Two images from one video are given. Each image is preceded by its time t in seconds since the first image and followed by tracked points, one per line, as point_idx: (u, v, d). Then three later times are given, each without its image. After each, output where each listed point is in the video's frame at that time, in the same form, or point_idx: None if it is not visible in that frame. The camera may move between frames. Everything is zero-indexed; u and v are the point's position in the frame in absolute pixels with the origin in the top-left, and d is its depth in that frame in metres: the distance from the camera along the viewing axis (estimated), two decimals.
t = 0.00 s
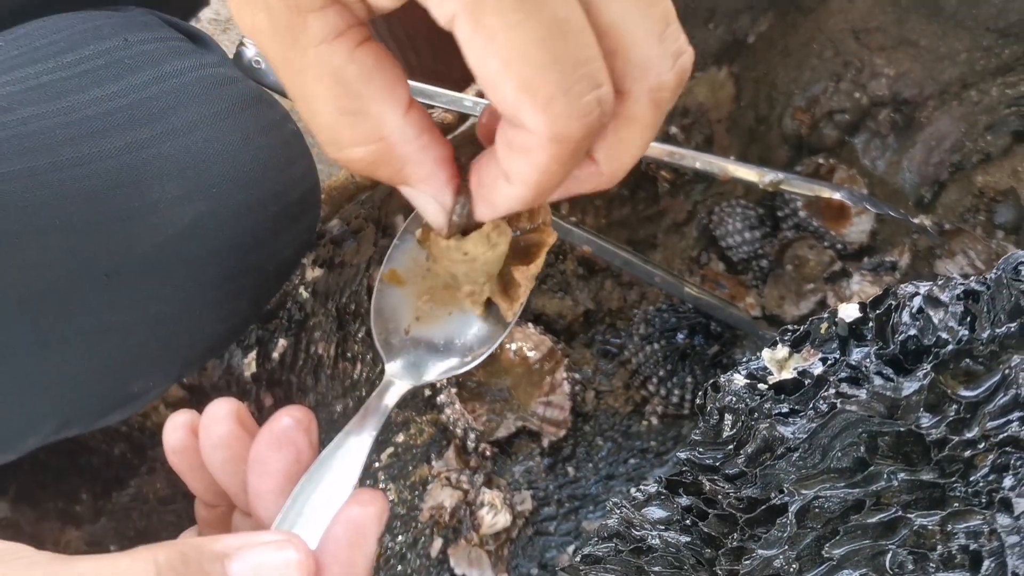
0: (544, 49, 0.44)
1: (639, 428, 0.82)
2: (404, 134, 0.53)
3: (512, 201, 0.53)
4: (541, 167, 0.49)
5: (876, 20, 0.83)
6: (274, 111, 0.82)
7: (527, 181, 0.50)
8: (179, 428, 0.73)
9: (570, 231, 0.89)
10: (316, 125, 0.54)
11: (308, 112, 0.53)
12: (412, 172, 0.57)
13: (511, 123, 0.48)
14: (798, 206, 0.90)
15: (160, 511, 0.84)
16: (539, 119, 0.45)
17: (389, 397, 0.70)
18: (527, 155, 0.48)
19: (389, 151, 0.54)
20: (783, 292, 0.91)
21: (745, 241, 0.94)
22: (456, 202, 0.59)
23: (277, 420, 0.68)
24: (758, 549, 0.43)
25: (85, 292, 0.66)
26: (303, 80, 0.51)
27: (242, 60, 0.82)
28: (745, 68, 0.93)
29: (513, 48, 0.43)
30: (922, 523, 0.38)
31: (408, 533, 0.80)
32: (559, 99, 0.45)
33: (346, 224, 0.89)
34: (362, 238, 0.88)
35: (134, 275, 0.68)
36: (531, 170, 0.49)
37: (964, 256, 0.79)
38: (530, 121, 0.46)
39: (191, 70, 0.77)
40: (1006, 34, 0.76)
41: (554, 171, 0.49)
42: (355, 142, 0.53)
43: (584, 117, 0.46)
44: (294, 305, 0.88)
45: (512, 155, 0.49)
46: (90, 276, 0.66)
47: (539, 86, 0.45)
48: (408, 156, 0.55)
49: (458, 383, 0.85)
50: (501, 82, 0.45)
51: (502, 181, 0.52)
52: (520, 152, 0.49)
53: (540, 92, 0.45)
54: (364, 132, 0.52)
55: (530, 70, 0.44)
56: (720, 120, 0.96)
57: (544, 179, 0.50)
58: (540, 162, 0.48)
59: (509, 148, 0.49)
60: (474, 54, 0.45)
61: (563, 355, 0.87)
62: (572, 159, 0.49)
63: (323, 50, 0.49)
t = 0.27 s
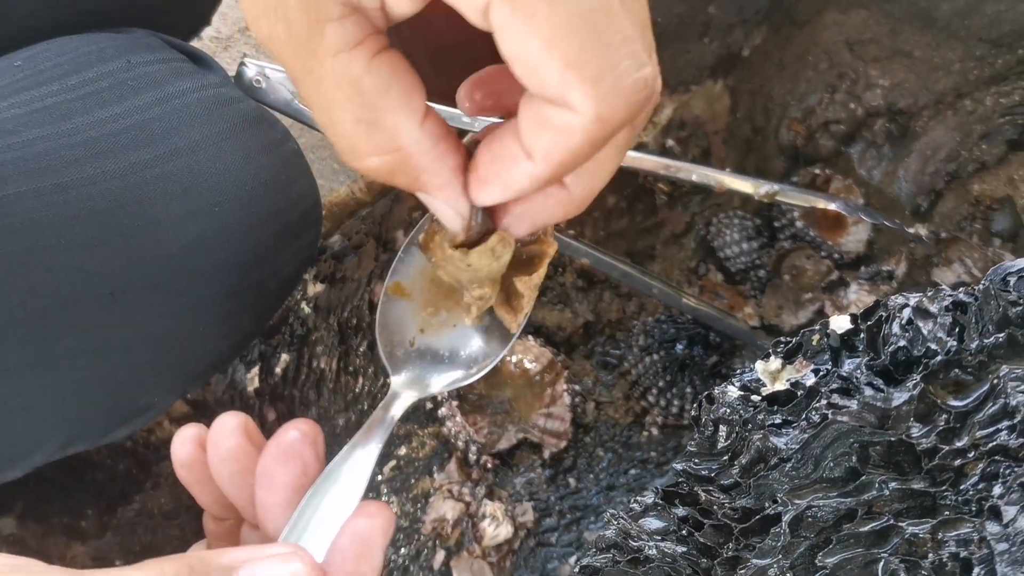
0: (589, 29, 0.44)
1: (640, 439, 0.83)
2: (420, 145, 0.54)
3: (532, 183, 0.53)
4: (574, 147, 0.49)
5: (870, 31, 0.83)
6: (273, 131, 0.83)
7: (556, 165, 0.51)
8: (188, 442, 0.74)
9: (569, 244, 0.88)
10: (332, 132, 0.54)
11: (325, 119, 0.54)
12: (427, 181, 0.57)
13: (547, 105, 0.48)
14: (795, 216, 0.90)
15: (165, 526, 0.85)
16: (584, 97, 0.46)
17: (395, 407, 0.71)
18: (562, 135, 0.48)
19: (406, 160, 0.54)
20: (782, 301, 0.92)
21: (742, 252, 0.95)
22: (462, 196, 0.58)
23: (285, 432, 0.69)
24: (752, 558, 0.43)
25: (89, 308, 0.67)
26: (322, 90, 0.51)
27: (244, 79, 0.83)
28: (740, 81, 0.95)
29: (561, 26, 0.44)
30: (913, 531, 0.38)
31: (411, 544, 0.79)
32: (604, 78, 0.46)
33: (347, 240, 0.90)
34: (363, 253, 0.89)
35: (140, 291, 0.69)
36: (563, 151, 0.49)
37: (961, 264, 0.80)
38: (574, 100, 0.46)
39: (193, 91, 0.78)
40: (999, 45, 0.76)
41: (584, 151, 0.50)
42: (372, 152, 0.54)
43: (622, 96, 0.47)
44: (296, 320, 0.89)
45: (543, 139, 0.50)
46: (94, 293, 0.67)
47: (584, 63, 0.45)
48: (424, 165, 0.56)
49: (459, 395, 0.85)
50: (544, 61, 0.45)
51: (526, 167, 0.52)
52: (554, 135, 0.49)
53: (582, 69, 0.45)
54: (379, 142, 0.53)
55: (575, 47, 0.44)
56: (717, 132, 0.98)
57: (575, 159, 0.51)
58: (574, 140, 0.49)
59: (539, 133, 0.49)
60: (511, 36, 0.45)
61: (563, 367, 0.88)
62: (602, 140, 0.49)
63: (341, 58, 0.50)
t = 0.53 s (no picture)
0: (550, 42, 0.45)
1: (641, 446, 0.83)
2: (424, 136, 0.55)
3: (508, 228, 0.53)
4: (539, 172, 0.49)
5: (864, 40, 0.85)
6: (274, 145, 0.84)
7: (523, 194, 0.50)
8: (203, 463, 0.74)
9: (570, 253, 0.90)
10: (332, 130, 0.54)
11: (325, 116, 0.54)
12: (431, 176, 0.57)
13: (510, 125, 0.48)
14: (793, 224, 0.92)
15: (170, 539, 0.85)
16: (539, 113, 0.46)
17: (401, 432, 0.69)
18: (525, 161, 0.49)
19: (410, 154, 0.55)
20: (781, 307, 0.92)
21: (741, 259, 0.95)
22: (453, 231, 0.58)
23: (297, 452, 0.70)
24: (752, 564, 0.44)
25: (92, 324, 0.68)
26: (321, 83, 0.51)
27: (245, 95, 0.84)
28: (736, 90, 0.96)
29: (523, 36, 0.44)
30: (910, 535, 0.39)
31: (415, 554, 0.79)
32: (560, 94, 0.46)
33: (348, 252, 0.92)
34: (364, 266, 0.91)
35: (142, 308, 0.71)
36: (529, 180, 0.49)
37: (959, 269, 0.80)
38: (527, 116, 0.47)
39: (193, 108, 0.78)
40: (991, 51, 0.77)
41: (552, 175, 0.49)
42: (376, 146, 0.54)
43: (581, 114, 0.47)
44: (299, 332, 0.90)
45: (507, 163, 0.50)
46: (98, 309, 0.68)
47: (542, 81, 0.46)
48: (426, 158, 0.56)
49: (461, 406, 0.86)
50: (503, 73, 0.46)
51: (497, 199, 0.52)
52: (518, 156, 0.49)
53: (541, 87, 0.46)
54: (388, 134, 0.53)
55: (535, 61, 0.45)
56: (713, 141, 0.98)
57: (541, 184, 0.50)
58: (538, 164, 0.48)
59: (502, 156, 0.50)
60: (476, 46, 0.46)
61: (564, 375, 0.89)
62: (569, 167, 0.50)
63: (341, 51, 0.51)
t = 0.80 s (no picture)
0: (575, 43, 0.45)
1: (643, 452, 0.84)
2: (423, 151, 0.56)
3: (517, 218, 0.54)
4: (551, 167, 0.50)
5: (862, 48, 0.86)
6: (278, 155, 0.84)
7: (533, 186, 0.52)
8: (218, 460, 0.74)
9: (570, 261, 0.91)
10: (339, 130, 0.56)
11: (332, 118, 0.55)
12: (423, 190, 0.58)
13: (528, 121, 0.49)
14: (791, 230, 0.93)
15: (174, 547, 0.85)
16: (562, 113, 0.47)
17: (409, 431, 0.69)
18: (540, 156, 0.50)
19: (407, 165, 0.56)
20: (780, 313, 0.93)
21: (740, 266, 0.96)
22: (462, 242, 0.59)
23: (311, 450, 0.70)
24: (755, 566, 0.44)
25: (99, 331, 0.69)
26: (332, 89, 0.53)
27: (249, 106, 0.85)
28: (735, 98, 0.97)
29: (548, 38, 0.45)
30: (910, 535, 0.39)
31: (420, 560, 0.80)
32: (582, 93, 0.47)
33: (352, 260, 0.92)
34: (367, 273, 0.91)
35: (149, 316, 0.71)
36: (543, 175, 0.51)
37: (956, 275, 0.81)
38: (550, 115, 0.47)
39: (200, 119, 0.79)
40: (987, 59, 0.78)
41: (564, 170, 0.50)
42: (378, 151, 0.55)
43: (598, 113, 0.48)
44: (302, 340, 0.91)
45: (520, 157, 0.51)
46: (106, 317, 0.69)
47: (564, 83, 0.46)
48: (424, 171, 0.57)
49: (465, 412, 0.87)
50: (526, 76, 0.46)
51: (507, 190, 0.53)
52: (532, 151, 0.50)
53: (564, 88, 0.46)
54: (387, 145, 0.54)
55: (560, 62, 0.46)
56: (713, 149, 1.00)
57: (553, 178, 0.51)
58: (554, 159, 0.50)
59: (515, 149, 0.50)
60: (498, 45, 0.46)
61: (566, 382, 0.90)
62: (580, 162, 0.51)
63: (353, 62, 0.51)
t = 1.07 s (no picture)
0: (546, 45, 0.46)
1: (642, 460, 0.85)
2: (411, 156, 0.55)
3: (518, 233, 0.53)
4: (547, 177, 0.49)
5: (857, 57, 0.86)
6: (279, 168, 0.85)
7: (533, 200, 0.51)
8: (230, 467, 0.75)
9: (570, 270, 0.91)
10: (325, 143, 0.57)
11: (317, 129, 0.56)
12: (419, 191, 0.58)
13: (514, 131, 0.49)
14: (789, 238, 0.94)
15: (176, 557, 0.85)
16: (542, 117, 0.47)
17: (410, 445, 0.70)
18: (532, 165, 0.49)
19: (395, 171, 0.56)
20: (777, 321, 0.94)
21: (738, 273, 0.97)
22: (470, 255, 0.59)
23: (318, 457, 0.71)
24: (753, 573, 0.44)
25: (102, 343, 0.69)
26: (310, 97, 0.54)
27: (249, 118, 0.86)
28: (732, 106, 0.97)
29: (519, 38, 0.45)
30: (906, 542, 0.40)
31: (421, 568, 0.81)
32: (561, 96, 0.47)
33: (352, 270, 0.93)
34: (368, 283, 0.92)
35: (151, 328, 0.72)
36: (539, 185, 0.50)
37: (952, 281, 0.82)
38: (531, 121, 0.47)
39: (202, 131, 0.80)
40: (980, 68, 0.78)
41: (561, 180, 0.50)
42: (363, 160, 0.55)
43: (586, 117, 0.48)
44: (303, 350, 0.91)
45: (514, 168, 0.50)
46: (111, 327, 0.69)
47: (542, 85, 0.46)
48: (414, 176, 0.56)
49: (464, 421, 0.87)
50: (502, 79, 0.47)
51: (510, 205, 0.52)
52: (525, 160, 0.49)
53: (542, 90, 0.46)
54: (368, 151, 0.54)
55: (534, 63, 0.46)
56: (710, 158, 1.00)
57: (552, 189, 0.50)
58: (547, 169, 0.49)
59: (511, 162, 0.50)
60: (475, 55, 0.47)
61: (565, 391, 0.90)
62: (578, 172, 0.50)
63: (328, 68, 0.53)
